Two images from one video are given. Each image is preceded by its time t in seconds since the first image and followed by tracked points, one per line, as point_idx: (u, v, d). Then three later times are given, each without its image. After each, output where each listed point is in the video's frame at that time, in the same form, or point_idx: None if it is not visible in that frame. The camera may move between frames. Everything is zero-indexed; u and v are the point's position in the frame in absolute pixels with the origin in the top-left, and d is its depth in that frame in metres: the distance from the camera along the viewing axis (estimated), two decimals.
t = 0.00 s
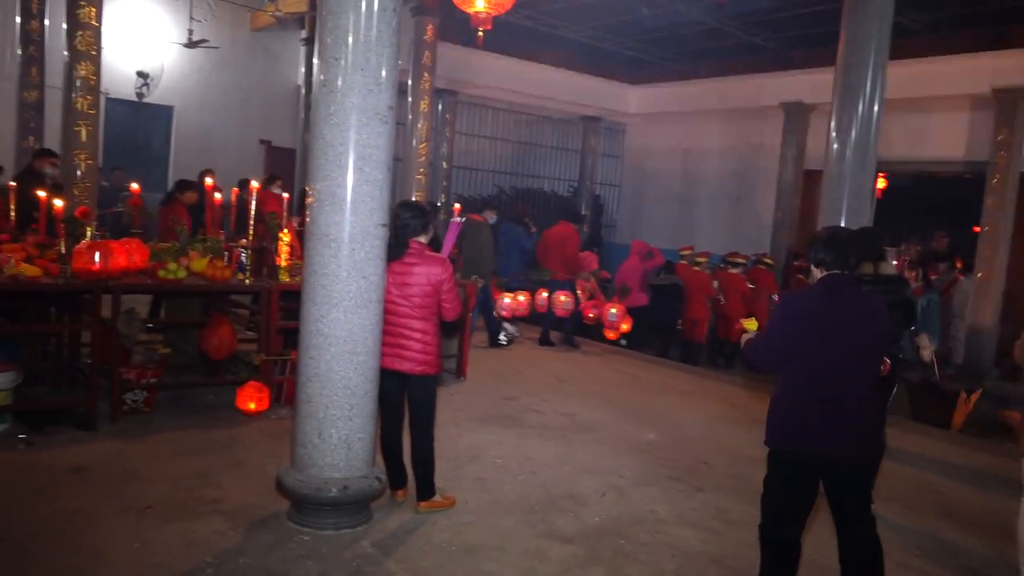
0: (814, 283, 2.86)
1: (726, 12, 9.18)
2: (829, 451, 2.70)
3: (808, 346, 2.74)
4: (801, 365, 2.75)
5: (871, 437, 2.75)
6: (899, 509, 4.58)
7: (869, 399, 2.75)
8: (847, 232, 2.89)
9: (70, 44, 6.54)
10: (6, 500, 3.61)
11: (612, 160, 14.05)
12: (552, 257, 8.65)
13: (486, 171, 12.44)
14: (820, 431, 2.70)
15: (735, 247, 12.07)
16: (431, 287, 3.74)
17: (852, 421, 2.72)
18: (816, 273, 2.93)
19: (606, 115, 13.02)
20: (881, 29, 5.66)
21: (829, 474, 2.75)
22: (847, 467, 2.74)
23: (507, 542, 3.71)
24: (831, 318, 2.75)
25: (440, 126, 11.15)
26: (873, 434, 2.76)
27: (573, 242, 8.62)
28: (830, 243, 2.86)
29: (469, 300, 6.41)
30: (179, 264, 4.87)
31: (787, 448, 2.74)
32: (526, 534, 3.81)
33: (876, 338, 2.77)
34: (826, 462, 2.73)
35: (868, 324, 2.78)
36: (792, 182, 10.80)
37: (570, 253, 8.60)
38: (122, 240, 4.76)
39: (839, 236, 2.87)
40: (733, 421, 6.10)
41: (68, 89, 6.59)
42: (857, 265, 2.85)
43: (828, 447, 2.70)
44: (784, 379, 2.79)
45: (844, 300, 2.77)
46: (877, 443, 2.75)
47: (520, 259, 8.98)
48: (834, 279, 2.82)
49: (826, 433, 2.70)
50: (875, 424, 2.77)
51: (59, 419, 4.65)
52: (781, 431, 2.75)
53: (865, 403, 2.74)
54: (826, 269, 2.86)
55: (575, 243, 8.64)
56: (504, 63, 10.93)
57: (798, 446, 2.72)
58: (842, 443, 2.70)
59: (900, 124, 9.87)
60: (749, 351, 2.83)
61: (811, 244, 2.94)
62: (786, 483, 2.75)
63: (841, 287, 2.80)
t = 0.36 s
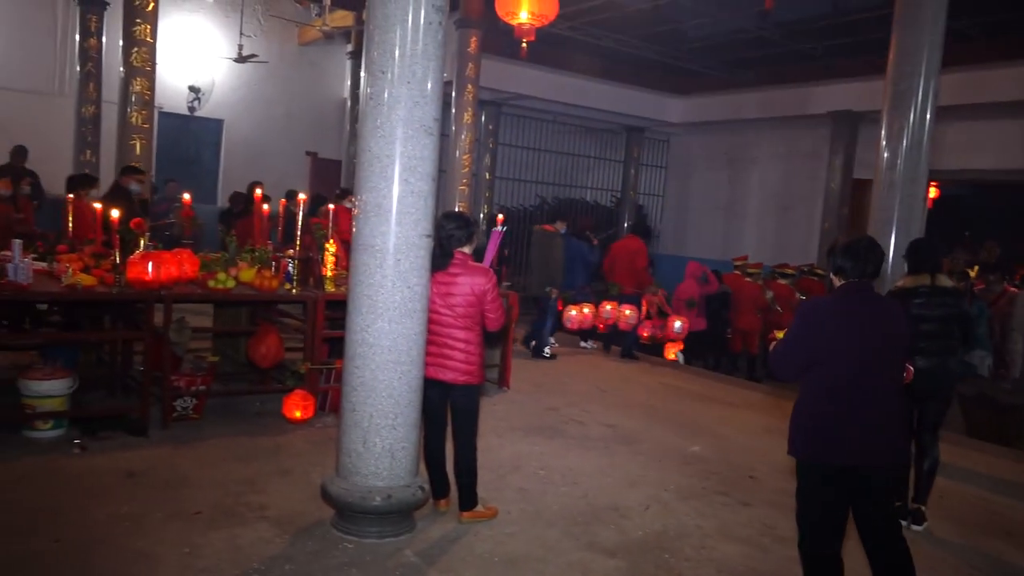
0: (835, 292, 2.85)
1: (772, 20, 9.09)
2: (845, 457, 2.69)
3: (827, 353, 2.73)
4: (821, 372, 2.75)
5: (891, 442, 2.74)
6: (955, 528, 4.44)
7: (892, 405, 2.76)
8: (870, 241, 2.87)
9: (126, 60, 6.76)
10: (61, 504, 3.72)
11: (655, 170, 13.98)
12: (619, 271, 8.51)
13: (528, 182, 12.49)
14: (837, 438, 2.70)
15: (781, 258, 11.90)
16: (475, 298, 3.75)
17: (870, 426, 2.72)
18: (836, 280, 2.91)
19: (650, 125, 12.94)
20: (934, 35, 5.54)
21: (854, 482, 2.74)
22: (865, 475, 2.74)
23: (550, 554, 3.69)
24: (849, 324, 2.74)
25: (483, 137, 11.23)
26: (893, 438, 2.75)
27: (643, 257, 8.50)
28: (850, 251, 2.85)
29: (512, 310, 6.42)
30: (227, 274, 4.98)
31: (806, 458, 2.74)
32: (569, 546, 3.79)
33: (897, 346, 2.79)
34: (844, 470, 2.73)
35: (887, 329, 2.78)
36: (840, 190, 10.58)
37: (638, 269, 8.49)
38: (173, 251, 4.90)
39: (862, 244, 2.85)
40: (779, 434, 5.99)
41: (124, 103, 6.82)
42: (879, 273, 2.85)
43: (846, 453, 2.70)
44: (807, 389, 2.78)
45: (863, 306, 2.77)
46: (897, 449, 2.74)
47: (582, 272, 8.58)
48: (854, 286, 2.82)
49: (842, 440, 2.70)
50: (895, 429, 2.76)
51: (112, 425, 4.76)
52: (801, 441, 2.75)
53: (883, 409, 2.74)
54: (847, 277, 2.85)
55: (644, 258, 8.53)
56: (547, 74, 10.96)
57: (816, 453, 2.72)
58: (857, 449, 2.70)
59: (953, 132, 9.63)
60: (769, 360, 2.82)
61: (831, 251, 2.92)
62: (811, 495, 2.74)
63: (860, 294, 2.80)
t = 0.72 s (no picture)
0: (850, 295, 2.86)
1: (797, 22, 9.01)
2: (858, 460, 2.71)
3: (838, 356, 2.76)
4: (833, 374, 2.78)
5: (906, 446, 2.76)
6: (988, 536, 4.36)
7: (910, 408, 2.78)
8: (882, 244, 2.87)
9: (154, 67, 6.87)
10: (92, 505, 3.77)
11: (679, 173, 13.91)
12: (661, 276, 8.69)
13: (552, 186, 12.50)
14: (850, 441, 2.72)
15: (806, 261, 11.78)
16: (499, 302, 3.75)
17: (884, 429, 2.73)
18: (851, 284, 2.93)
19: (674, 128, 12.88)
20: (964, 35, 5.46)
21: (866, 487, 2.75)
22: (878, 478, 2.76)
23: (574, 558, 3.68)
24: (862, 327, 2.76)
25: (507, 141, 11.25)
26: (908, 442, 2.77)
27: (686, 262, 8.63)
28: (864, 255, 2.85)
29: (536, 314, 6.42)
30: (254, 278, 5.03)
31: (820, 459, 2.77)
32: (593, 551, 3.77)
33: (915, 348, 2.80)
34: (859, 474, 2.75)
35: (902, 332, 2.78)
36: (867, 193, 10.45)
37: (680, 273, 8.63)
38: (200, 254, 5.00)
39: (873, 247, 2.86)
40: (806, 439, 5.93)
41: (153, 110, 6.94)
42: (894, 275, 2.84)
43: (860, 456, 2.71)
44: (822, 391, 2.81)
45: (876, 308, 2.78)
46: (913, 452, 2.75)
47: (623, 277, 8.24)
48: (867, 290, 2.83)
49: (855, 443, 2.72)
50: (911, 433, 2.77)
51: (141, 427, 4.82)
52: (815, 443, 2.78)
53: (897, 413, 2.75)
54: (861, 280, 2.86)
55: (687, 263, 8.66)
56: (570, 78, 10.96)
57: (829, 455, 2.75)
58: (871, 452, 2.71)
59: (984, 133, 9.47)
60: (783, 363, 2.87)
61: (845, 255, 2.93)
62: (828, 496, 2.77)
63: (874, 298, 2.81)
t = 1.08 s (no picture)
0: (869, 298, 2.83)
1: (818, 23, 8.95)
2: (866, 463, 2.70)
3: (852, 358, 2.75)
4: (846, 376, 2.77)
5: (921, 448, 2.74)
6: (1014, 543, 4.30)
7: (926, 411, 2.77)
8: (905, 248, 2.82)
9: (178, 72, 6.95)
10: (115, 505, 3.81)
11: (698, 176, 13.86)
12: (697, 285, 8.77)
13: (571, 189, 12.50)
14: (859, 444, 2.71)
15: (827, 265, 11.69)
16: (518, 305, 3.75)
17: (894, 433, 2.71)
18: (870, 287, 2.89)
19: (693, 131, 12.83)
20: (989, 36, 5.39)
21: (875, 487, 2.75)
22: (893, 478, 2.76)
23: (594, 563, 3.67)
24: (875, 330, 2.74)
25: (526, 144, 11.27)
26: (920, 447, 2.74)
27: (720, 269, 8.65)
28: (884, 259, 2.81)
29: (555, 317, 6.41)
30: (275, 281, 5.08)
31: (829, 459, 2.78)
32: (612, 556, 3.76)
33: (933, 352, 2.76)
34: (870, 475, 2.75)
35: (918, 336, 2.74)
36: (889, 196, 10.34)
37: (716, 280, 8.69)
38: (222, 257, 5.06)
39: (895, 252, 2.82)
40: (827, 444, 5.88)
41: (176, 114, 7.02)
42: (915, 280, 2.80)
43: (872, 458, 2.70)
44: (837, 392, 2.80)
45: (892, 312, 2.75)
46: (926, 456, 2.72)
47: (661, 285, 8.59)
48: (886, 294, 2.79)
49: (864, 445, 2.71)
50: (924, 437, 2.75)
51: (164, 428, 4.86)
52: (825, 444, 2.79)
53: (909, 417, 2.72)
54: (880, 283, 2.83)
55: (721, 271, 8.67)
56: (589, 81, 10.96)
57: (839, 455, 2.74)
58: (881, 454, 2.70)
59: (1009, 135, 9.35)
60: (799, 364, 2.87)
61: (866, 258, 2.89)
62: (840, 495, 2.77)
63: (892, 302, 2.78)
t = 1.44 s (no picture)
0: (887, 303, 2.94)
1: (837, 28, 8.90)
2: (870, 458, 2.81)
3: (865, 357, 2.86)
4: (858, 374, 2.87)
5: (925, 449, 2.82)
6: None
7: (930, 412, 2.84)
8: (927, 255, 2.92)
9: (198, 75, 7.02)
10: (134, 505, 3.84)
11: (715, 181, 13.80)
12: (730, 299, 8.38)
13: (588, 193, 12.50)
14: (864, 439, 2.82)
15: (845, 271, 11.60)
16: (536, 309, 3.75)
17: (900, 430, 2.81)
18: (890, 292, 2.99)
19: (710, 136, 12.79)
20: (1012, 42, 5.33)
21: (875, 485, 2.88)
22: (892, 476, 2.85)
23: (608, 568, 3.66)
24: (889, 331, 2.84)
25: (543, 148, 11.31)
26: (925, 446, 2.82)
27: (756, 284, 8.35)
28: (906, 263, 2.92)
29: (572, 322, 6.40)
30: (293, 283, 5.09)
31: (834, 451, 2.89)
32: (628, 561, 3.75)
33: (945, 357, 2.83)
34: (872, 470, 2.86)
35: (932, 339, 2.82)
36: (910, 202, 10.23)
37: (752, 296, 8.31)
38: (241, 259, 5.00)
39: (917, 257, 2.92)
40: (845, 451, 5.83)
41: (197, 117, 7.08)
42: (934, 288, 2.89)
43: (872, 453, 2.81)
44: (847, 389, 2.91)
45: (908, 315, 2.85)
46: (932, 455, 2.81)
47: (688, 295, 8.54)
48: (905, 297, 2.89)
49: (870, 441, 2.81)
50: (930, 436, 2.83)
51: (181, 428, 4.90)
52: (832, 437, 2.90)
53: (915, 416, 2.82)
54: (896, 287, 2.92)
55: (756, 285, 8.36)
56: (606, 86, 10.96)
57: (843, 450, 2.86)
58: (885, 451, 2.80)
59: None
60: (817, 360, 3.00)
61: (890, 263, 3.00)
62: (840, 487, 2.88)
63: (910, 305, 2.87)
